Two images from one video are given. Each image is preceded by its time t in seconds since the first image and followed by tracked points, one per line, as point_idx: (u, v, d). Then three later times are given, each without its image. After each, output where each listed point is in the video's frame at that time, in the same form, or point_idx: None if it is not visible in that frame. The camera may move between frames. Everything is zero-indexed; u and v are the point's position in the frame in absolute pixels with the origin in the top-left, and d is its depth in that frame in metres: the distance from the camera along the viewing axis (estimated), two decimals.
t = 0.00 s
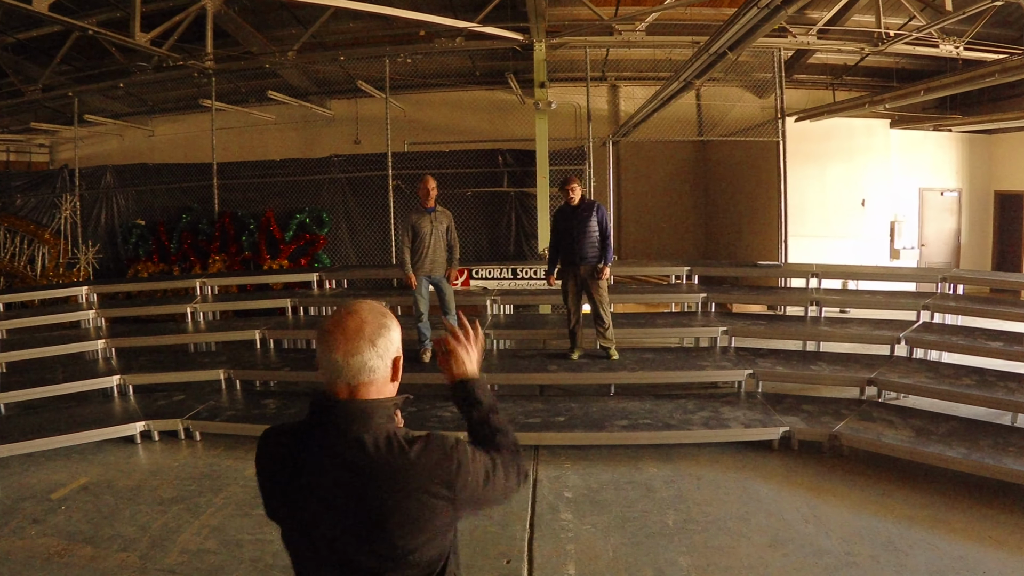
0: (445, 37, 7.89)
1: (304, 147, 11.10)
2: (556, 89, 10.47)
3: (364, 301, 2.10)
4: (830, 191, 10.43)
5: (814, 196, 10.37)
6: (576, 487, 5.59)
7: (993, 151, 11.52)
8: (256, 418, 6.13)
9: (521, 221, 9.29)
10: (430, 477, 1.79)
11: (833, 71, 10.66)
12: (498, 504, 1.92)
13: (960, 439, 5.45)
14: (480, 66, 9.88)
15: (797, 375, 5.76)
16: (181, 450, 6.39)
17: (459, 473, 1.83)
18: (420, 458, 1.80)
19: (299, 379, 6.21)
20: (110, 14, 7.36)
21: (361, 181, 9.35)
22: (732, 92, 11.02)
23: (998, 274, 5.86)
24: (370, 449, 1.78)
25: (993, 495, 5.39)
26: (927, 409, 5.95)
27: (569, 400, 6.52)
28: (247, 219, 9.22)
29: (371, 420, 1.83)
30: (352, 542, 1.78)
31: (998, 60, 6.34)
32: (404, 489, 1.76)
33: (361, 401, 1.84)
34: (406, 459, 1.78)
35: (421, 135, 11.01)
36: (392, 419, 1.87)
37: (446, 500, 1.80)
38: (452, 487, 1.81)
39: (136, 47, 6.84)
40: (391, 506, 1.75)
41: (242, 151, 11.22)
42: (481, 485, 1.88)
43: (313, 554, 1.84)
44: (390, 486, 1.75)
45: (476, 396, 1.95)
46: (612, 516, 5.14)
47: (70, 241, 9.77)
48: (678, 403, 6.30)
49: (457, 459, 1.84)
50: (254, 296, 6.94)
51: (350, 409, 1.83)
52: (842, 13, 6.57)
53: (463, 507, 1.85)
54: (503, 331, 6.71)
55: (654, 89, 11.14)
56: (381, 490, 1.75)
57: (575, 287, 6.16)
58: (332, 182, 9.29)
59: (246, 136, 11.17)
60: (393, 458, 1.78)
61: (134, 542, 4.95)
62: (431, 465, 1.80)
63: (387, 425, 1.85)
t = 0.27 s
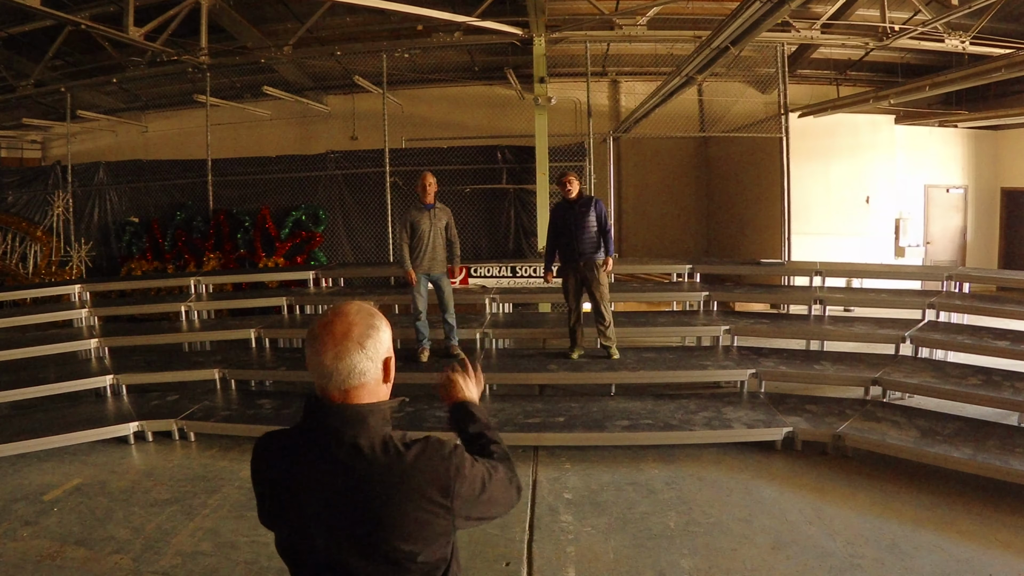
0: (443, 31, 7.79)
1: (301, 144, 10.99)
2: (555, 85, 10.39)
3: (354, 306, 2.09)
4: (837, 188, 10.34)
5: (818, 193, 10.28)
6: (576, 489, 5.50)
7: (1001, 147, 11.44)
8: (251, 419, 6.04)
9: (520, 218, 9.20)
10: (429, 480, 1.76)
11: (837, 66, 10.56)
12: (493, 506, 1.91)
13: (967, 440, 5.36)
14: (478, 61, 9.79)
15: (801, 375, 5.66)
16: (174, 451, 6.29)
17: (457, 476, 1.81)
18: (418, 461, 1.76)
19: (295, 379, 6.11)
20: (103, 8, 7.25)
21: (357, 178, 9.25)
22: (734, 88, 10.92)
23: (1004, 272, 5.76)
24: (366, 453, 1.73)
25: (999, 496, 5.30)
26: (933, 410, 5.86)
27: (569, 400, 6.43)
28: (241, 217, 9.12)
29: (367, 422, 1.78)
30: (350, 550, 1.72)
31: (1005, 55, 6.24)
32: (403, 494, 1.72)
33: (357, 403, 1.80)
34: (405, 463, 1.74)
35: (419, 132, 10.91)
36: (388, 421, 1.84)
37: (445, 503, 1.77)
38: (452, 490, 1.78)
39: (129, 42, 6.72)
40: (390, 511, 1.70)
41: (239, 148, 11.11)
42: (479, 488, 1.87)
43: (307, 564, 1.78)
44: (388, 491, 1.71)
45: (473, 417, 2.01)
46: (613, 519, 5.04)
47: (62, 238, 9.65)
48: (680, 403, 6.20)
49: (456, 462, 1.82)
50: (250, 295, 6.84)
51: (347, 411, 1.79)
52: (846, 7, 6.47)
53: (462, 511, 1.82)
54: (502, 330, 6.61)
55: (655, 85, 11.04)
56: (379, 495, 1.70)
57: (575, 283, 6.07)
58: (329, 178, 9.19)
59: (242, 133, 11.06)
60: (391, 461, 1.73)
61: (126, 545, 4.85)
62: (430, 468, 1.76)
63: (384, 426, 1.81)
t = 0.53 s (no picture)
0: (441, 25, 7.70)
1: (298, 141, 10.89)
2: (556, 80, 10.30)
3: (352, 303, 2.07)
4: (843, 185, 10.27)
5: (822, 188, 10.21)
6: (576, 490, 5.41)
7: (1008, 143, 11.32)
8: (246, 419, 5.95)
9: (520, 215, 9.11)
10: (430, 481, 1.76)
11: (841, 61, 10.47)
12: (494, 507, 1.91)
13: (973, 441, 5.28)
14: (477, 56, 9.71)
15: (805, 374, 5.57)
16: (168, 451, 6.20)
17: (458, 477, 1.81)
18: (419, 462, 1.76)
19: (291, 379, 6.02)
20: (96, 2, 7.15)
21: (354, 175, 9.15)
22: (736, 83, 10.83)
23: (1011, 271, 5.67)
24: (367, 453, 1.73)
25: (1005, 497, 5.22)
26: (938, 410, 5.78)
27: (569, 400, 6.34)
28: (236, 214, 9.01)
29: (366, 422, 1.79)
30: (350, 550, 1.73)
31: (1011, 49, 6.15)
32: (403, 495, 1.72)
33: (356, 403, 1.81)
34: (405, 464, 1.74)
35: (417, 128, 10.82)
36: (387, 421, 1.84)
37: (445, 505, 1.77)
38: (453, 491, 1.78)
39: (122, 37, 6.63)
40: (390, 512, 1.71)
41: (235, 145, 11.01)
42: (479, 489, 1.87)
43: (307, 564, 1.78)
44: (388, 492, 1.71)
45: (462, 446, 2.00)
46: (614, 520, 4.96)
47: (55, 236, 9.54)
48: (681, 403, 6.12)
49: (457, 464, 1.82)
50: (245, 293, 6.75)
51: (346, 410, 1.80)
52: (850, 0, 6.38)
53: (463, 512, 1.82)
54: (501, 329, 6.53)
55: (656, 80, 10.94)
56: (379, 496, 1.71)
57: (575, 282, 5.98)
58: (325, 174, 9.09)
59: (239, 129, 10.97)
60: (391, 462, 1.73)
61: (120, 546, 4.77)
62: (430, 469, 1.76)
63: (383, 426, 1.82)
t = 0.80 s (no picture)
0: (440, 19, 7.60)
1: (295, 137, 10.80)
2: (556, 75, 10.21)
3: (355, 302, 2.02)
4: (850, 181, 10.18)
5: (825, 185, 10.10)
6: (576, 491, 5.32)
7: (1013, 138, 11.29)
8: (241, 419, 5.86)
9: (519, 212, 9.01)
10: (430, 484, 1.69)
11: (845, 56, 10.38)
12: (494, 511, 1.86)
13: (980, 441, 5.19)
14: (476, 50, 9.60)
15: (808, 374, 5.49)
16: (162, 452, 6.11)
17: (459, 481, 1.75)
18: (420, 464, 1.70)
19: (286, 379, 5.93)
20: None
21: (351, 171, 9.05)
22: (740, 78, 10.74)
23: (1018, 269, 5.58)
24: (366, 455, 1.67)
25: (1012, 498, 5.14)
26: (943, 410, 5.69)
27: (569, 400, 6.25)
28: (231, 211, 8.97)
29: (365, 424, 1.71)
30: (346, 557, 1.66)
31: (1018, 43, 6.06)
32: (403, 498, 1.66)
33: (355, 404, 1.73)
34: (405, 467, 1.67)
35: (415, 123, 10.72)
36: (387, 423, 1.75)
37: (446, 509, 1.71)
38: (453, 495, 1.72)
39: (115, 31, 6.53)
40: (389, 516, 1.65)
41: (231, 141, 10.91)
42: (480, 493, 1.81)
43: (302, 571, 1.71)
44: (387, 496, 1.65)
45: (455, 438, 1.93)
46: (614, 522, 4.87)
47: (47, 233, 9.43)
48: (683, 403, 6.03)
49: (458, 466, 1.76)
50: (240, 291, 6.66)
51: (345, 412, 1.72)
52: None
53: (463, 516, 1.76)
54: (500, 328, 6.44)
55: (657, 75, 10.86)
56: (377, 500, 1.64)
57: (574, 280, 5.89)
58: (321, 171, 8.99)
59: (235, 126, 10.87)
60: (390, 465, 1.67)
61: (113, 549, 4.68)
62: (431, 472, 1.70)
63: (383, 429, 1.73)
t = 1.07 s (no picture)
0: (438, 13, 7.49)
1: (291, 133, 10.71)
2: (556, 70, 10.13)
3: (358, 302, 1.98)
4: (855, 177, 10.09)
5: (830, 182, 10.01)
6: (576, 493, 5.23)
7: (1020, 134, 11.22)
8: (236, 420, 5.76)
9: (518, 209, 8.91)
10: (430, 490, 1.63)
11: (850, 51, 10.28)
12: (496, 524, 1.78)
13: (987, 442, 5.10)
14: (475, 44, 9.50)
15: (813, 373, 5.40)
16: (155, 452, 6.01)
17: (460, 488, 1.68)
18: (420, 467, 1.64)
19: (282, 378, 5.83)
20: None
21: (347, 167, 8.94)
22: (743, 72, 10.69)
23: None
24: (364, 456, 1.62)
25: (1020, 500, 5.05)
26: (949, 410, 5.60)
27: (569, 400, 6.16)
28: (226, 208, 8.83)
29: (365, 426, 1.65)
30: (344, 560, 1.61)
31: None
32: (401, 501, 1.60)
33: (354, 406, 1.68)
34: (404, 469, 1.62)
35: (413, 119, 10.62)
36: (387, 425, 1.69)
37: (445, 517, 1.64)
38: (453, 502, 1.65)
39: (108, 25, 6.41)
40: (387, 520, 1.58)
41: (228, 138, 10.81)
42: (483, 503, 1.73)
43: None
44: (384, 498, 1.59)
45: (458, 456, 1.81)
46: (615, 524, 4.78)
47: (39, 231, 9.32)
48: (685, 403, 5.93)
49: (460, 473, 1.69)
50: (235, 290, 6.56)
51: (346, 414, 1.66)
52: None
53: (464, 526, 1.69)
54: (499, 327, 6.34)
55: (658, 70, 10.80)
56: (375, 503, 1.58)
57: (576, 279, 5.80)
58: (317, 168, 8.89)
59: (232, 122, 10.77)
60: (389, 466, 1.62)
61: (105, 551, 4.59)
62: (430, 476, 1.64)
63: (384, 431, 1.68)
